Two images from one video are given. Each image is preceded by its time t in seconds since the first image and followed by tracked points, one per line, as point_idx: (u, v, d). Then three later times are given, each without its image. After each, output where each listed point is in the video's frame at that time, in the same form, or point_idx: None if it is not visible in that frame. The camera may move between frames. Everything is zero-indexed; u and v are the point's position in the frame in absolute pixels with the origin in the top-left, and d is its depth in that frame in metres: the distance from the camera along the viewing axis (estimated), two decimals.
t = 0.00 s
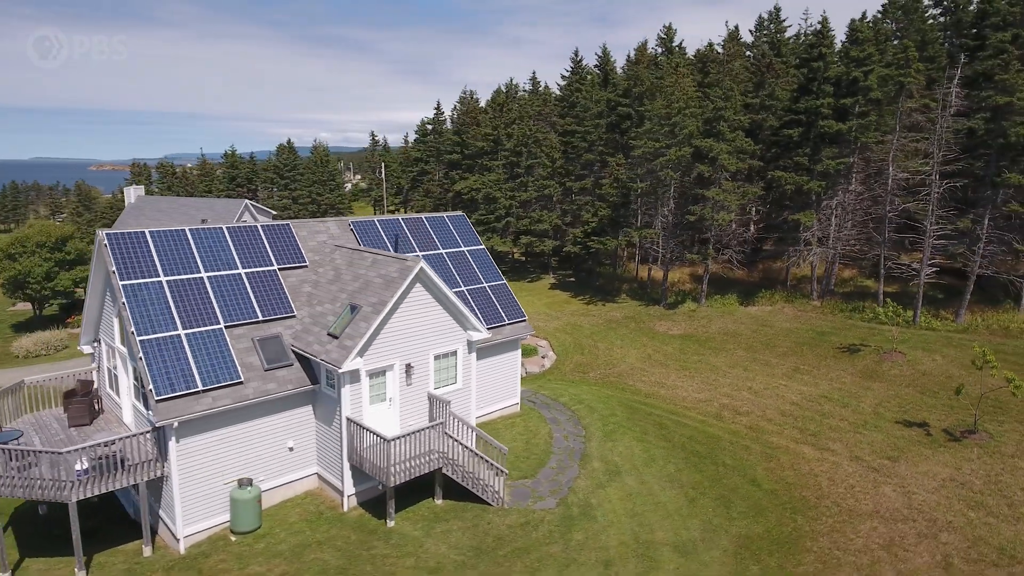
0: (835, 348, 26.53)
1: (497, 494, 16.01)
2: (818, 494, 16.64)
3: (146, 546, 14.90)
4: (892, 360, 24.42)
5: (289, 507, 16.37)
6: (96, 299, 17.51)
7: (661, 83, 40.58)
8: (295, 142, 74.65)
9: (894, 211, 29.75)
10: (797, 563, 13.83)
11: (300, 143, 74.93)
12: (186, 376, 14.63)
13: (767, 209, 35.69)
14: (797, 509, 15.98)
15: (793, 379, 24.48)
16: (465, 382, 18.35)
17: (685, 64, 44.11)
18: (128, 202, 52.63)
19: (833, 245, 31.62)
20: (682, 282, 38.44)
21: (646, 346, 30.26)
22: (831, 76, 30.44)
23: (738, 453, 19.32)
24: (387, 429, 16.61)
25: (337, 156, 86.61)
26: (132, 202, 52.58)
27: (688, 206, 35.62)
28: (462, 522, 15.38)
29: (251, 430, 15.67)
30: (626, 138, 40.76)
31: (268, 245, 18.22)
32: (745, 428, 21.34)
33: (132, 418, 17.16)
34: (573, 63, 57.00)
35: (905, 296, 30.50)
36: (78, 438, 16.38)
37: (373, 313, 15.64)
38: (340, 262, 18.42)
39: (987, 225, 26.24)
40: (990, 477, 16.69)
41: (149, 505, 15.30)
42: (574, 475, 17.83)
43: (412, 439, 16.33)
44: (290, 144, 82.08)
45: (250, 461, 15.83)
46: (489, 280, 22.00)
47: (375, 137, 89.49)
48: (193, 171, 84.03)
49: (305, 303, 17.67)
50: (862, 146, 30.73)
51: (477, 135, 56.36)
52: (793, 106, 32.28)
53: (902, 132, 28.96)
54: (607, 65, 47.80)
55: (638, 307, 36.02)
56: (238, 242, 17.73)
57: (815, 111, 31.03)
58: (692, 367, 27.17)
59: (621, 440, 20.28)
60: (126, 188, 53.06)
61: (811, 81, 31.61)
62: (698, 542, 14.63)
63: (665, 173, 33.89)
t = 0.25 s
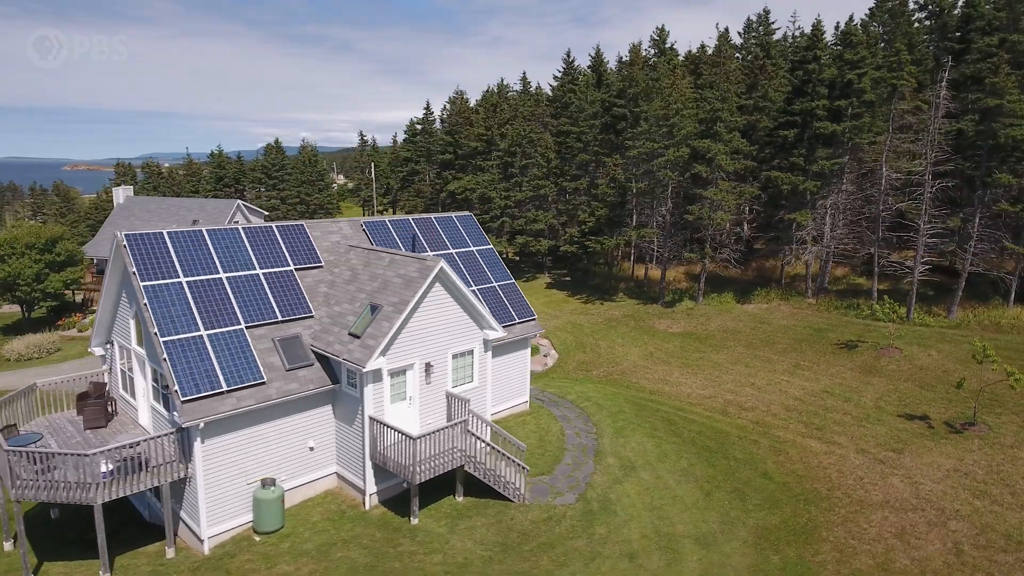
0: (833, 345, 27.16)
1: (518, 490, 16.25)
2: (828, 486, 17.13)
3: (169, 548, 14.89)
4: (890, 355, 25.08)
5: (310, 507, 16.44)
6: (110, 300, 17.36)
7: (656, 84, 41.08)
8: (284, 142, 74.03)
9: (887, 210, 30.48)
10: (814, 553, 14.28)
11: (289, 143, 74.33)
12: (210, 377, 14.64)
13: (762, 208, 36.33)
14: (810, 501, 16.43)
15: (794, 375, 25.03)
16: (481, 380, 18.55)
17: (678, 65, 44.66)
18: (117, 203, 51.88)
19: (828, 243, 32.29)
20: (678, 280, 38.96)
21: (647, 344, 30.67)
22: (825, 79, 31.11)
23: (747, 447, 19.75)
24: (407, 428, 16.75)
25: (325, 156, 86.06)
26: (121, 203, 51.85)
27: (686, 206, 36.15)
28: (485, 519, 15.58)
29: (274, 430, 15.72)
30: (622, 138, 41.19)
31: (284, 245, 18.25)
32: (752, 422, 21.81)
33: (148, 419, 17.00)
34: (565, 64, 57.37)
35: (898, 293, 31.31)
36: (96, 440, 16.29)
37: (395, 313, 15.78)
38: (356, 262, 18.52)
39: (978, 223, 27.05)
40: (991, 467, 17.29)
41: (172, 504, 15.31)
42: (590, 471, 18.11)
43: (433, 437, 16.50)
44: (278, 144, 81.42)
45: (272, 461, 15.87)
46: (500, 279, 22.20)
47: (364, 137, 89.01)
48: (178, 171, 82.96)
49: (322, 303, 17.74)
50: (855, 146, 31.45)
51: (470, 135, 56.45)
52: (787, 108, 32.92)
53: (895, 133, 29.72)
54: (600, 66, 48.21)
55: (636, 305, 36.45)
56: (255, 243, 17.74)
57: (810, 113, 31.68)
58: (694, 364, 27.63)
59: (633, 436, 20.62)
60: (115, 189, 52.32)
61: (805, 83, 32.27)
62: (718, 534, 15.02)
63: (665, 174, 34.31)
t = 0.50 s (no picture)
0: (832, 342, 27.68)
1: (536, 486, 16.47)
2: (838, 479, 17.54)
3: (191, 548, 14.91)
4: (888, 352, 25.64)
5: (329, 505, 16.51)
6: (125, 301, 17.27)
7: (652, 85, 41.46)
8: (274, 142, 73.51)
9: (882, 210, 31.08)
10: (829, 544, 14.65)
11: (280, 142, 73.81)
12: (233, 377, 14.69)
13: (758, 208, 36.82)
14: (820, 494, 16.81)
15: (795, 371, 25.49)
16: (495, 378, 18.71)
17: (673, 66, 45.11)
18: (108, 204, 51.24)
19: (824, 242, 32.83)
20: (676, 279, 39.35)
21: (649, 342, 31.00)
22: (821, 80, 31.69)
23: (755, 443, 20.11)
24: (425, 426, 16.88)
25: (315, 156, 85.57)
26: (112, 203, 51.25)
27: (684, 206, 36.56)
28: (505, 515, 15.76)
29: (293, 429, 15.78)
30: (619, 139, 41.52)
31: (298, 246, 18.31)
32: (757, 418, 22.20)
33: (164, 419, 16.92)
34: (559, 64, 57.68)
35: (893, 290, 31.99)
36: (113, 441, 16.24)
37: (415, 312, 15.92)
38: (370, 262, 18.62)
39: (971, 222, 27.98)
40: (993, 460, 17.81)
41: (193, 504, 15.29)
42: (603, 467, 18.35)
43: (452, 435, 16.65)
44: (268, 143, 80.82)
45: (292, 460, 15.93)
46: (510, 278, 22.39)
47: (354, 137, 88.57)
48: (166, 171, 82.02)
49: (338, 303, 17.82)
50: (850, 147, 32.07)
51: (465, 135, 56.48)
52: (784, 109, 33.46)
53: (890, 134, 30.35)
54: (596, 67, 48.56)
55: (635, 304, 36.79)
56: (270, 243, 17.79)
57: (806, 114, 32.23)
58: (696, 362, 27.99)
59: (642, 433, 20.90)
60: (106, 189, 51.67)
61: (801, 84, 32.83)
62: (734, 527, 15.34)
63: (665, 174, 34.87)
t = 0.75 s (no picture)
0: (830, 338, 28.27)
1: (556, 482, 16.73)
2: (847, 472, 18.01)
3: (216, 547, 14.95)
4: (886, 348, 26.24)
5: (350, 503, 16.60)
6: (142, 301, 17.26)
7: (649, 86, 41.90)
8: (264, 142, 72.93)
9: (877, 209, 31.74)
10: (845, 534, 15.08)
11: (269, 143, 73.25)
12: (258, 376, 14.76)
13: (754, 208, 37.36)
14: (832, 486, 17.24)
15: (797, 368, 26.01)
16: (511, 376, 18.91)
17: (667, 68, 45.65)
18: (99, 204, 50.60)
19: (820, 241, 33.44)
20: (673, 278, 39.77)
21: (650, 340, 31.39)
22: (817, 83, 32.33)
23: (764, 438, 20.53)
24: (445, 423, 17.04)
25: (304, 156, 84.99)
26: (103, 204, 50.61)
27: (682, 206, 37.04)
28: (528, 510, 15.97)
29: (316, 428, 15.86)
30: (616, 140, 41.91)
31: (315, 246, 18.38)
32: (763, 413, 22.65)
33: (184, 419, 16.98)
34: (552, 65, 57.97)
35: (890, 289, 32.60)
36: (133, 442, 16.19)
37: (436, 311, 16.07)
38: (386, 262, 18.73)
39: (964, 221, 28.87)
40: (996, 451, 18.41)
41: (217, 503, 15.31)
42: (618, 462, 18.63)
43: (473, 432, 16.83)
44: (257, 143, 80.14)
45: (315, 458, 16.01)
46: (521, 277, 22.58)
47: (343, 136, 88.07)
48: (152, 171, 80.92)
49: (356, 302, 17.91)
50: (844, 148, 32.76)
51: (458, 135, 56.55)
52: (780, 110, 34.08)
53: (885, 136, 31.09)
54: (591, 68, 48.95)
55: (634, 303, 37.17)
56: (288, 243, 17.85)
57: (803, 115, 32.84)
58: (699, 359, 28.40)
59: (652, 429, 21.25)
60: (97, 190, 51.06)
61: (797, 86, 33.45)
62: (752, 519, 15.72)
63: (664, 174, 35.42)
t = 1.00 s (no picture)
0: (829, 336, 28.81)
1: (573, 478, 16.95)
2: (854, 465, 18.46)
3: (238, 546, 15.02)
4: (884, 344, 26.81)
5: (368, 502, 16.70)
6: (156, 301, 17.26)
7: (645, 87, 42.29)
8: (255, 141, 72.39)
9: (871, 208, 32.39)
10: (857, 525, 15.49)
11: (260, 142, 72.73)
12: (281, 376, 14.86)
13: (751, 208, 37.88)
14: (841, 479, 17.67)
15: (798, 365, 26.50)
16: (524, 374, 19.11)
17: (662, 69, 46.07)
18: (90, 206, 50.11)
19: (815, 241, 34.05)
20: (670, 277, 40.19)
21: (651, 338, 31.74)
22: (813, 84, 32.92)
23: (770, 433, 20.94)
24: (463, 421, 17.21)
25: (295, 156, 84.48)
26: (94, 205, 50.11)
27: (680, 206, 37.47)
28: (547, 506, 16.19)
29: (336, 426, 15.96)
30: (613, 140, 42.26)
31: (329, 245, 18.45)
32: (768, 409, 23.06)
33: (200, 419, 17.04)
34: (546, 66, 58.24)
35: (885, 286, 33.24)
36: (150, 443, 16.20)
37: (455, 310, 16.23)
38: (400, 262, 18.83)
39: (957, 220, 29.61)
40: (996, 444, 18.96)
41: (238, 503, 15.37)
42: (630, 458, 18.90)
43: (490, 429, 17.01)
44: (247, 143, 79.53)
45: (334, 457, 16.11)
46: (530, 276, 22.81)
47: (333, 136, 87.66)
48: (140, 171, 80.04)
49: (371, 302, 18.02)
50: (839, 148, 33.37)
51: (453, 135, 56.61)
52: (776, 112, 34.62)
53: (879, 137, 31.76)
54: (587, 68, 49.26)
55: (632, 302, 37.52)
56: (303, 243, 17.91)
57: (798, 116, 33.41)
58: (700, 356, 28.80)
59: (661, 425, 21.57)
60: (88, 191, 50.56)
61: (793, 88, 34.03)
62: (766, 512, 16.08)
63: (663, 174, 35.87)
